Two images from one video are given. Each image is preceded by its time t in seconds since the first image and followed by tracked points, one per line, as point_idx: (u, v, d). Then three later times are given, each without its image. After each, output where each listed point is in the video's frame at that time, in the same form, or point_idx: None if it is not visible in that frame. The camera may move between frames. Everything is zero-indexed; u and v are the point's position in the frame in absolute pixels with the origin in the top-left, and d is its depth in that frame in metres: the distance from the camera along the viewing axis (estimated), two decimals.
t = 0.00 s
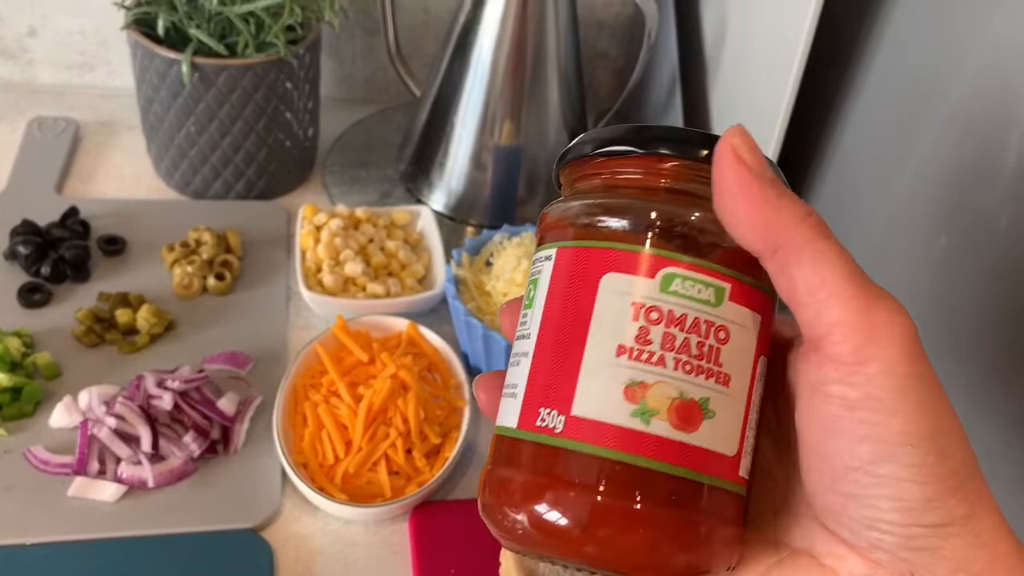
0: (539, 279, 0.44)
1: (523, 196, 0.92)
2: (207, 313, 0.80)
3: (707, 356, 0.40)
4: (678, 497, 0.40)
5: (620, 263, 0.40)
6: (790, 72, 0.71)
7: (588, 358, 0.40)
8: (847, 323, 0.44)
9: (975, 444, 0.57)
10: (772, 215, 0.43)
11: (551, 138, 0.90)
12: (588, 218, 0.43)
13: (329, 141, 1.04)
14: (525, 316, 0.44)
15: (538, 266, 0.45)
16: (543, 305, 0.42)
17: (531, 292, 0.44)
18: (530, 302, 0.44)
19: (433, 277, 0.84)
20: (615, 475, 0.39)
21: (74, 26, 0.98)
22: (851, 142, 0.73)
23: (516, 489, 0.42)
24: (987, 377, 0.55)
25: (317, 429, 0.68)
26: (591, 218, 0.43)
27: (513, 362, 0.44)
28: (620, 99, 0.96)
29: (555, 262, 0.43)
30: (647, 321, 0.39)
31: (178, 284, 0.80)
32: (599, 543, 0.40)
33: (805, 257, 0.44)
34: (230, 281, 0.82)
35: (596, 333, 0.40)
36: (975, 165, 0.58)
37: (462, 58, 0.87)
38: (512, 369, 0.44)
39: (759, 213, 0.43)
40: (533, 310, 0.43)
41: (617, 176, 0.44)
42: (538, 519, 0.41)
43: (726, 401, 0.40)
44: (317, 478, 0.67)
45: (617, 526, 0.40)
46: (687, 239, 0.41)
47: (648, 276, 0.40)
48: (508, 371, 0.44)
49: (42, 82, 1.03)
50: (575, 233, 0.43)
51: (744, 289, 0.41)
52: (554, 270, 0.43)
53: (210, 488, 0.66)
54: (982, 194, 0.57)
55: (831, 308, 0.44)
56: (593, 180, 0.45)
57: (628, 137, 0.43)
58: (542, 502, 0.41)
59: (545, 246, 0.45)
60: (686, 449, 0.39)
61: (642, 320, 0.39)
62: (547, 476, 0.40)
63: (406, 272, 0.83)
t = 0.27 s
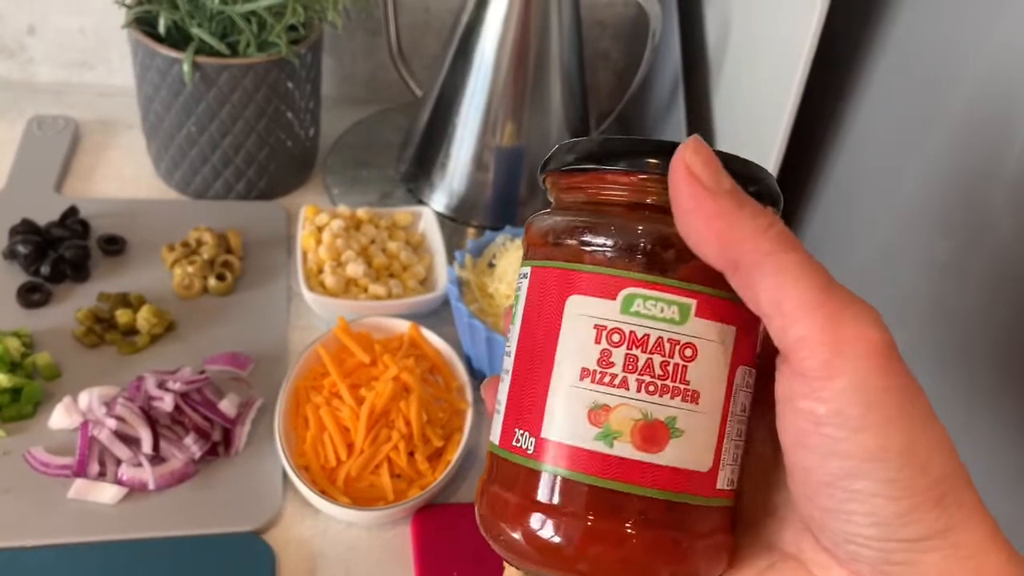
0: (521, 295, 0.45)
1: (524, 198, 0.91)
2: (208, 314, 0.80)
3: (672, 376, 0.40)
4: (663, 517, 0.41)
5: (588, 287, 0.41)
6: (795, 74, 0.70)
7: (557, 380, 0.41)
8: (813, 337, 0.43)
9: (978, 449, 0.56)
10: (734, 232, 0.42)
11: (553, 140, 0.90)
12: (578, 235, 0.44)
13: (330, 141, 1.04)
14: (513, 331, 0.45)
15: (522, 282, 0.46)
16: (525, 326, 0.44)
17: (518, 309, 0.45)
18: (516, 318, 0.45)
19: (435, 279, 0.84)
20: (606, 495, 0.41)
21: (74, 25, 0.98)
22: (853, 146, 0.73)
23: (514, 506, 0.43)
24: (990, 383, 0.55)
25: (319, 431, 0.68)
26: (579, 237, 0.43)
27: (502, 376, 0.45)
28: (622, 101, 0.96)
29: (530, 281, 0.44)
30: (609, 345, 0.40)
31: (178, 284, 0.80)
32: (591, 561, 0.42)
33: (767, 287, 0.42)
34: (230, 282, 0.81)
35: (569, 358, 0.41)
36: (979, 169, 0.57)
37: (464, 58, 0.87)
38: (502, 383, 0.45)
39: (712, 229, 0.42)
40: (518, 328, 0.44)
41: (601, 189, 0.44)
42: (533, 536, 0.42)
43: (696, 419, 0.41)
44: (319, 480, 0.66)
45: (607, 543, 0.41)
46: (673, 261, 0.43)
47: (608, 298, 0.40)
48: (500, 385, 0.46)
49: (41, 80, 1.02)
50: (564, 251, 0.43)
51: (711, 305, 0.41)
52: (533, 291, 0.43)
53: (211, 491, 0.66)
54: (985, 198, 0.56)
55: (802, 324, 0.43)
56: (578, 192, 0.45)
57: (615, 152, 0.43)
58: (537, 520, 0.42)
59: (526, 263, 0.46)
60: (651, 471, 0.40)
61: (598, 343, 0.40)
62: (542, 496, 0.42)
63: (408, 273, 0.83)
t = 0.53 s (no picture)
0: (543, 279, 0.44)
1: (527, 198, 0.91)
2: (210, 313, 0.79)
3: (719, 358, 0.40)
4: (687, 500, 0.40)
5: (637, 261, 0.40)
6: (800, 75, 0.70)
7: (597, 362, 0.40)
8: (841, 332, 0.43)
9: (981, 452, 0.57)
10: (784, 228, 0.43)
11: (556, 140, 0.90)
12: (590, 219, 0.43)
13: (332, 139, 1.03)
14: (529, 314, 0.44)
15: (541, 266, 0.44)
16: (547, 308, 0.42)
17: (535, 293, 0.44)
18: (535, 301, 0.44)
19: (437, 278, 0.84)
20: (620, 469, 0.39)
21: (76, 22, 0.98)
22: (857, 148, 0.73)
23: (518, 486, 0.41)
24: (993, 386, 0.55)
25: (322, 430, 0.68)
26: (591, 219, 0.43)
27: (514, 362, 0.44)
28: (626, 102, 0.96)
29: (560, 262, 0.42)
30: (659, 317, 0.40)
31: (181, 283, 0.79)
32: (600, 539, 0.40)
33: (814, 270, 0.43)
34: (233, 280, 0.81)
35: (611, 330, 0.40)
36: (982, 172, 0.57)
37: (467, 58, 0.87)
38: (514, 368, 0.44)
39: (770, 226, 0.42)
40: (539, 309, 0.43)
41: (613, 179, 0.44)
42: (540, 517, 0.41)
43: (734, 402, 0.41)
44: (322, 480, 0.66)
45: (619, 520, 0.40)
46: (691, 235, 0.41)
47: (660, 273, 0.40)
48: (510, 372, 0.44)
49: (43, 77, 1.02)
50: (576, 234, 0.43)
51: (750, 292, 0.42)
52: (558, 270, 0.42)
53: (214, 490, 0.66)
54: (989, 201, 0.56)
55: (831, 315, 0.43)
56: (591, 183, 0.45)
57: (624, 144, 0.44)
58: (543, 500, 0.41)
59: (545, 248, 0.45)
60: (698, 447, 0.39)
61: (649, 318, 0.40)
62: (551, 474, 0.40)
63: (410, 273, 0.83)
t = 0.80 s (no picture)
0: (624, 220, 0.42)
1: (527, 197, 0.91)
2: (210, 310, 0.79)
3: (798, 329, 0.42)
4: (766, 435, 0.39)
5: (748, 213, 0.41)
6: (801, 74, 0.71)
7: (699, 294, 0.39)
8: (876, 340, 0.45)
9: (980, 452, 0.57)
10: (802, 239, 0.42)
11: (557, 139, 0.90)
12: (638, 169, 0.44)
13: (332, 138, 1.03)
14: (591, 263, 0.43)
15: (607, 214, 0.43)
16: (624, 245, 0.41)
17: (599, 240, 0.43)
18: (607, 243, 0.42)
19: (438, 277, 0.84)
20: (683, 392, 0.38)
21: (76, 19, 0.98)
22: (857, 148, 0.73)
23: (572, 423, 0.40)
24: (991, 387, 0.56)
25: (322, 428, 0.68)
26: (638, 170, 0.44)
27: (572, 311, 0.42)
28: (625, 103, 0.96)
29: (653, 203, 0.41)
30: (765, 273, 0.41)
31: (180, 280, 0.79)
32: (669, 470, 0.38)
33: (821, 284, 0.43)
34: (233, 278, 0.81)
35: (722, 273, 0.40)
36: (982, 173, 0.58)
37: (468, 57, 0.87)
38: (568, 317, 0.42)
39: (802, 225, 0.43)
40: (617, 248, 0.41)
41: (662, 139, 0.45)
42: (595, 453, 0.39)
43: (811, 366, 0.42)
44: (322, 478, 0.66)
45: (701, 454, 0.38)
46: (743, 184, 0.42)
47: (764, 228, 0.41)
48: (567, 322, 0.42)
49: (42, 74, 1.02)
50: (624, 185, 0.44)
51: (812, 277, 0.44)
52: (652, 212, 0.41)
53: (214, 487, 0.66)
54: (988, 202, 0.57)
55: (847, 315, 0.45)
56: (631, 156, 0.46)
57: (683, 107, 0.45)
58: (598, 434, 0.39)
59: (612, 197, 0.44)
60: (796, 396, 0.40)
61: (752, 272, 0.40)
62: (608, 404, 0.39)
63: (411, 271, 0.83)
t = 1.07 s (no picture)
0: (725, 228, 0.39)
1: (521, 197, 0.92)
2: (204, 310, 0.79)
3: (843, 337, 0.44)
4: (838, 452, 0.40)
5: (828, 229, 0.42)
6: (794, 74, 0.71)
7: (792, 321, 0.39)
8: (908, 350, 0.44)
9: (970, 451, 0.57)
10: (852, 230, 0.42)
11: (551, 140, 0.90)
12: (630, 181, 0.43)
13: (326, 138, 1.04)
14: (672, 273, 0.39)
15: (688, 221, 0.39)
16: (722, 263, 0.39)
17: (686, 250, 0.39)
18: (701, 255, 0.39)
19: (432, 277, 0.84)
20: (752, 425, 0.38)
21: (70, 18, 0.97)
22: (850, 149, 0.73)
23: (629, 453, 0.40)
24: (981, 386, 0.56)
25: (316, 428, 0.68)
26: (632, 182, 0.42)
27: (660, 330, 0.39)
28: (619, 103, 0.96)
29: (755, 214, 0.40)
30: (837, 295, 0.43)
31: (174, 280, 0.79)
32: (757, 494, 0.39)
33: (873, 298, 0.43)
34: (227, 278, 0.81)
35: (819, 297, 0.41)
36: (978, 174, 0.58)
37: (462, 58, 0.87)
38: (643, 331, 0.40)
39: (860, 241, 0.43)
40: (723, 262, 0.39)
41: (651, 137, 0.43)
42: (650, 484, 0.40)
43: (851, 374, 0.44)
44: (317, 478, 0.66)
45: (793, 478, 0.39)
46: (737, 186, 0.41)
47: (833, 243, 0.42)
48: (651, 340, 0.39)
49: (35, 72, 1.02)
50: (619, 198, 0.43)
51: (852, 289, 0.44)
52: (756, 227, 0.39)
53: (208, 487, 0.66)
54: (981, 202, 0.57)
55: (856, 310, 0.46)
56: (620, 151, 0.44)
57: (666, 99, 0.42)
58: (653, 467, 0.39)
59: (687, 195, 0.40)
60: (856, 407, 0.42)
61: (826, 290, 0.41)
62: (678, 442, 0.39)
63: (405, 271, 0.83)
